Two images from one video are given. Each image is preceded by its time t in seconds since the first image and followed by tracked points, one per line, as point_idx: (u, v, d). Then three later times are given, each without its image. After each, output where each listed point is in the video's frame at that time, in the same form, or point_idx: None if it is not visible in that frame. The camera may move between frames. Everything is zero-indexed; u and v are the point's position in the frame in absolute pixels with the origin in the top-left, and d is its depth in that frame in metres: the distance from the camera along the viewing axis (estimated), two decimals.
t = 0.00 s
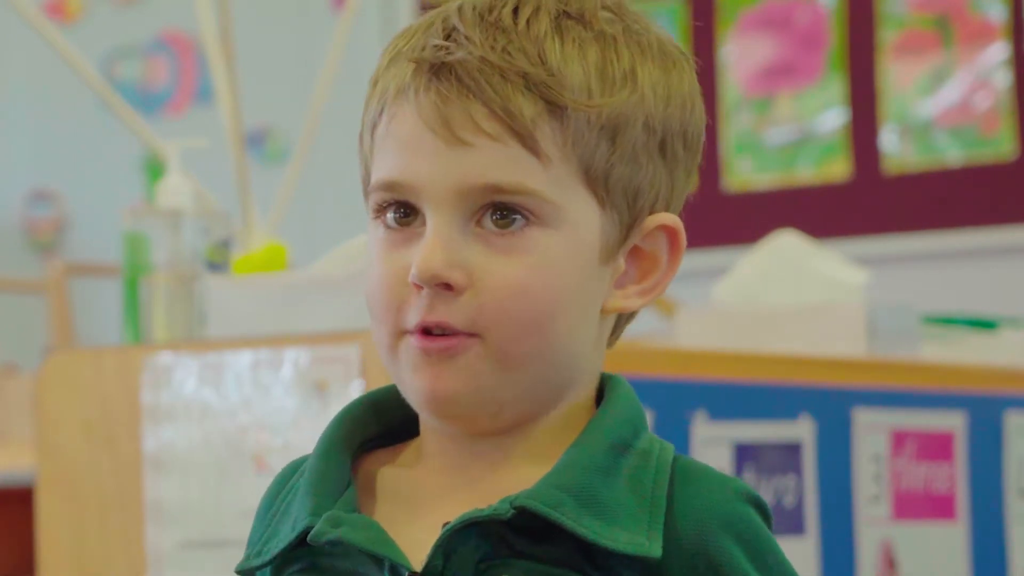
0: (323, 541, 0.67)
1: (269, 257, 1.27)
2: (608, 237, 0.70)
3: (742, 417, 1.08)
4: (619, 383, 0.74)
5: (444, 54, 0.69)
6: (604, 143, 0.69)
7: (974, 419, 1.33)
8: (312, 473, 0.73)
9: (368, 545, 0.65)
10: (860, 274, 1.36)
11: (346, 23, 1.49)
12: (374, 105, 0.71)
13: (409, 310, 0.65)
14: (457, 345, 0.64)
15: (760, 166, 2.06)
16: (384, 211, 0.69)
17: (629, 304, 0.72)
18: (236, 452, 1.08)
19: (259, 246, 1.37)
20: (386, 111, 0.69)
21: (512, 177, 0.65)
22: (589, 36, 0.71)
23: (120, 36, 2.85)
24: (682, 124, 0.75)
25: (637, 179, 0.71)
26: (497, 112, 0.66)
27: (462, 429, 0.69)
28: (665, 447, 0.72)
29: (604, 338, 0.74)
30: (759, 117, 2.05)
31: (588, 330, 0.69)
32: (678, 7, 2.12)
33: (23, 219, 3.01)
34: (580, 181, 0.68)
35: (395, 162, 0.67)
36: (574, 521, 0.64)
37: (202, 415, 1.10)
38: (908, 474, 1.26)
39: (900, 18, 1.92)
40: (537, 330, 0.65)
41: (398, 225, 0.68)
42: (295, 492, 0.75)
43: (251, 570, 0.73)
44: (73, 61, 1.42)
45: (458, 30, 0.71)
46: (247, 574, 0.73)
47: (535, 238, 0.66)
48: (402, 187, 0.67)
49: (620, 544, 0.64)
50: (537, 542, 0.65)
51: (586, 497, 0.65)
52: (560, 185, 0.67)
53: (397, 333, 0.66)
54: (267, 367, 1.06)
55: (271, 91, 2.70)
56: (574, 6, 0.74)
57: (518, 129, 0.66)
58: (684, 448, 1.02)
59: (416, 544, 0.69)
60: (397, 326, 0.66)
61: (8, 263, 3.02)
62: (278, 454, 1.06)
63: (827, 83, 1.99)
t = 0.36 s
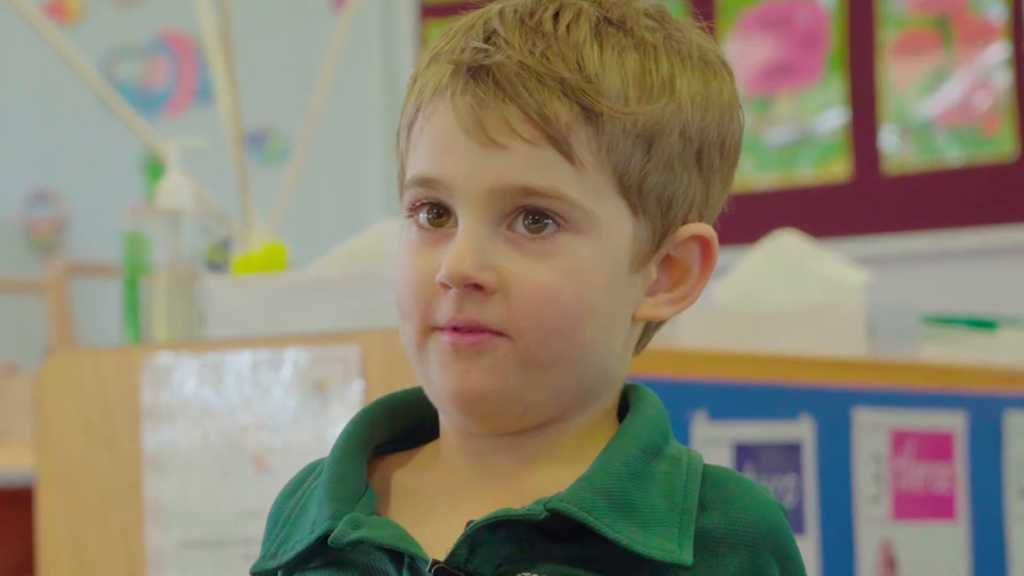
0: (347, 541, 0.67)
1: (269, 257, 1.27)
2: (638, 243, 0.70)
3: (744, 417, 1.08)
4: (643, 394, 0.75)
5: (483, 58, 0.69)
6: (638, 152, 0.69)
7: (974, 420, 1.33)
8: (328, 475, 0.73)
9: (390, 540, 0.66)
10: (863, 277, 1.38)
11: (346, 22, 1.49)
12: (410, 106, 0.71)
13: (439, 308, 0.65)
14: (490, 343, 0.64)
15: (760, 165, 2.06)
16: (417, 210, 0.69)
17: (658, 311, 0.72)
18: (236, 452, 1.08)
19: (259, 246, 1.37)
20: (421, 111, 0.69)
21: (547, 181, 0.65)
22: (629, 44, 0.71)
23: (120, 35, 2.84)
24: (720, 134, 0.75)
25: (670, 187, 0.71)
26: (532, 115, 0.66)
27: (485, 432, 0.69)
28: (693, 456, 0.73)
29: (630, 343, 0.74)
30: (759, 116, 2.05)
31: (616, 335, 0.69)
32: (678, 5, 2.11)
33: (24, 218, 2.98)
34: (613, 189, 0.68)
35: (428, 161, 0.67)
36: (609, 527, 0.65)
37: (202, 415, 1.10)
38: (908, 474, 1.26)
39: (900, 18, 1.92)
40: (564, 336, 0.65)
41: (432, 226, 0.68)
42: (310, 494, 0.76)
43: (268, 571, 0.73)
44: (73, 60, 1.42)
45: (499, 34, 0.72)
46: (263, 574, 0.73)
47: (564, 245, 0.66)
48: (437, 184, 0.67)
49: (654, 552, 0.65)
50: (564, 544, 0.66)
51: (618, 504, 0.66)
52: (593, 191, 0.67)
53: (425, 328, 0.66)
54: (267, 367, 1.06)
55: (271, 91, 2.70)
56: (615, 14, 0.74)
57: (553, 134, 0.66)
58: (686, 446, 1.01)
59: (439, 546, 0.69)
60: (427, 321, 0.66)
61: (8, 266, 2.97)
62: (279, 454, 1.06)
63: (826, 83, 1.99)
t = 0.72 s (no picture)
0: (356, 539, 0.67)
1: (269, 257, 1.26)
2: (645, 246, 0.70)
3: (744, 418, 1.08)
4: (654, 402, 0.75)
5: (486, 67, 0.69)
6: (644, 155, 0.69)
7: (974, 420, 1.33)
8: (339, 475, 0.73)
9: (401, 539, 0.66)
10: (863, 276, 1.37)
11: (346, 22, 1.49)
12: (415, 113, 0.71)
13: (448, 314, 0.66)
14: (499, 352, 0.65)
15: (760, 165, 2.05)
16: (423, 219, 0.69)
17: (665, 312, 0.72)
18: (237, 452, 1.08)
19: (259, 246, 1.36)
20: (426, 121, 0.69)
21: (552, 190, 0.65)
22: (631, 47, 0.71)
23: (119, 35, 2.84)
24: (722, 132, 0.75)
25: (676, 188, 0.71)
26: (537, 125, 0.66)
27: (494, 436, 0.69)
28: (707, 462, 0.73)
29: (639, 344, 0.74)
30: (759, 116, 2.05)
31: (626, 336, 0.69)
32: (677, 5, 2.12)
33: (24, 218, 2.97)
34: (620, 194, 0.68)
35: (434, 172, 0.67)
36: (624, 530, 0.65)
37: (202, 415, 1.10)
38: (908, 473, 1.26)
39: (900, 18, 1.92)
40: (575, 342, 0.65)
41: (437, 234, 0.68)
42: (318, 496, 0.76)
43: (276, 571, 0.73)
44: (73, 60, 1.42)
45: (501, 40, 0.71)
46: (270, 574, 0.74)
47: (571, 252, 0.66)
48: (443, 195, 0.67)
49: (669, 555, 0.65)
50: (581, 549, 0.66)
51: (635, 507, 0.66)
52: (600, 197, 0.67)
53: (434, 333, 0.67)
54: (267, 368, 1.06)
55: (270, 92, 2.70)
56: (616, 16, 0.74)
57: (558, 142, 0.66)
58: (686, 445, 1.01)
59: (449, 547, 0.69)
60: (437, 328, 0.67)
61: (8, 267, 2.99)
62: (279, 454, 1.06)
63: (827, 83, 1.99)
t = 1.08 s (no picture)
0: (355, 542, 0.67)
1: (269, 257, 1.27)
2: (636, 246, 0.70)
3: (744, 418, 1.08)
4: (650, 404, 0.75)
5: (468, 74, 0.69)
6: (631, 154, 0.69)
7: (974, 419, 1.33)
8: (338, 475, 0.73)
9: (400, 542, 0.66)
10: (864, 274, 1.37)
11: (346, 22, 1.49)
12: (397, 121, 0.71)
13: (445, 324, 0.66)
14: (497, 361, 0.65)
15: (759, 165, 2.06)
16: (412, 228, 0.69)
17: (657, 309, 0.73)
18: (237, 452, 1.08)
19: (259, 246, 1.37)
20: (410, 129, 0.69)
21: (543, 197, 0.65)
22: (613, 47, 0.71)
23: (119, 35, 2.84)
24: (706, 125, 0.75)
25: (664, 185, 0.71)
26: (524, 132, 0.65)
27: (490, 438, 0.69)
28: (705, 462, 0.73)
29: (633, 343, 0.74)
30: (759, 116, 2.06)
31: (621, 336, 0.69)
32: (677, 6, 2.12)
33: (24, 218, 2.97)
34: (609, 196, 0.68)
35: (422, 181, 0.67)
36: (623, 532, 0.65)
37: (202, 415, 1.10)
38: (908, 473, 1.26)
39: (900, 17, 1.92)
40: (571, 345, 0.66)
41: (429, 242, 0.68)
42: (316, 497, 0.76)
43: (274, 572, 0.73)
44: (72, 61, 1.42)
45: (481, 45, 0.71)
46: None
47: (565, 257, 0.66)
48: (431, 205, 0.67)
49: (669, 556, 0.65)
50: (579, 552, 0.66)
51: (634, 510, 0.66)
52: (590, 200, 0.67)
53: (432, 342, 0.67)
54: (267, 368, 1.06)
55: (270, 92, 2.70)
56: (596, 16, 0.73)
57: (546, 148, 0.65)
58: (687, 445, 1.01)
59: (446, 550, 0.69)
60: (434, 337, 0.67)
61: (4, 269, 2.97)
62: (278, 454, 1.05)
63: (827, 83, 1.99)
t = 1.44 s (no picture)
0: (357, 544, 0.67)
1: (269, 257, 1.27)
2: (636, 245, 0.70)
3: (744, 418, 1.08)
4: (652, 406, 0.75)
5: (465, 74, 0.69)
6: (629, 153, 0.69)
7: (975, 420, 1.33)
8: (340, 476, 0.73)
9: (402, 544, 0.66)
10: (863, 274, 1.37)
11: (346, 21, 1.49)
12: (395, 122, 0.71)
13: (444, 323, 0.66)
14: (496, 360, 0.65)
15: (760, 165, 2.06)
16: (411, 229, 0.69)
17: (659, 307, 0.73)
18: (237, 452, 1.08)
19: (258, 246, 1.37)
20: (408, 130, 0.69)
21: (539, 195, 0.65)
22: (611, 45, 0.71)
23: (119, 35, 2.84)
24: (705, 124, 0.75)
25: (663, 183, 0.71)
26: (521, 131, 0.65)
27: (490, 438, 0.70)
28: (706, 463, 0.73)
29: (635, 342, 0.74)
30: (759, 116, 2.06)
31: (621, 334, 0.69)
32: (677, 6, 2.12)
33: (23, 218, 2.97)
34: (607, 194, 0.68)
35: (420, 182, 0.67)
36: (624, 533, 0.65)
37: (202, 416, 1.10)
38: (908, 474, 1.26)
39: (900, 18, 1.91)
40: (571, 342, 0.66)
41: (424, 243, 0.68)
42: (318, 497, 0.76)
43: (277, 572, 0.73)
44: (72, 61, 1.42)
45: (479, 46, 0.71)
46: None
47: (562, 254, 0.66)
48: (428, 205, 0.67)
49: (670, 557, 0.65)
50: (581, 553, 0.66)
51: (636, 512, 0.66)
52: (587, 199, 0.67)
53: (432, 341, 0.67)
54: (267, 368, 1.06)
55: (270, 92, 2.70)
56: (594, 15, 0.73)
57: (543, 147, 0.65)
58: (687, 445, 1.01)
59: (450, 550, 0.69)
60: (434, 336, 0.67)
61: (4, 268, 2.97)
62: (278, 454, 1.05)
63: (827, 83, 1.99)
